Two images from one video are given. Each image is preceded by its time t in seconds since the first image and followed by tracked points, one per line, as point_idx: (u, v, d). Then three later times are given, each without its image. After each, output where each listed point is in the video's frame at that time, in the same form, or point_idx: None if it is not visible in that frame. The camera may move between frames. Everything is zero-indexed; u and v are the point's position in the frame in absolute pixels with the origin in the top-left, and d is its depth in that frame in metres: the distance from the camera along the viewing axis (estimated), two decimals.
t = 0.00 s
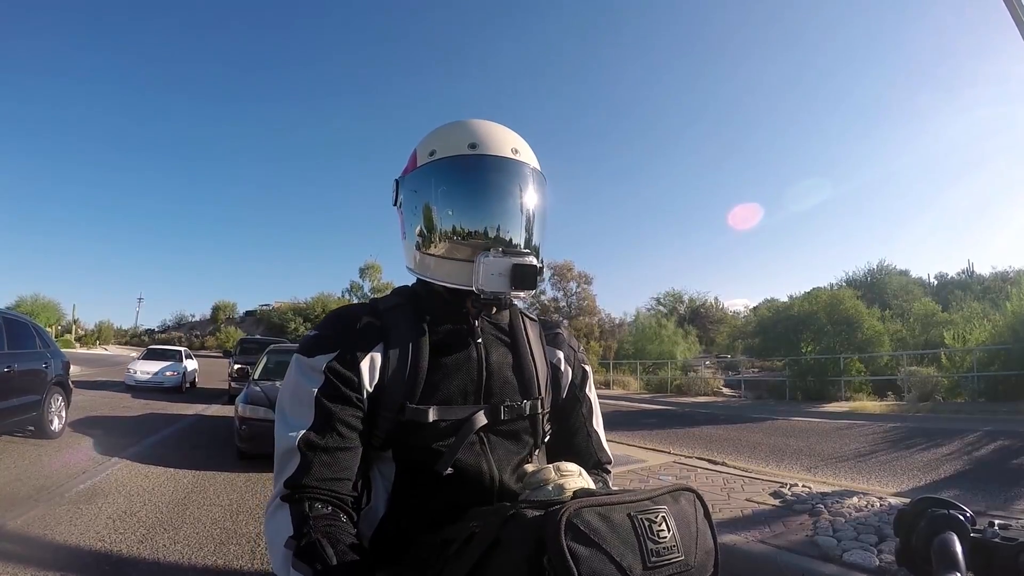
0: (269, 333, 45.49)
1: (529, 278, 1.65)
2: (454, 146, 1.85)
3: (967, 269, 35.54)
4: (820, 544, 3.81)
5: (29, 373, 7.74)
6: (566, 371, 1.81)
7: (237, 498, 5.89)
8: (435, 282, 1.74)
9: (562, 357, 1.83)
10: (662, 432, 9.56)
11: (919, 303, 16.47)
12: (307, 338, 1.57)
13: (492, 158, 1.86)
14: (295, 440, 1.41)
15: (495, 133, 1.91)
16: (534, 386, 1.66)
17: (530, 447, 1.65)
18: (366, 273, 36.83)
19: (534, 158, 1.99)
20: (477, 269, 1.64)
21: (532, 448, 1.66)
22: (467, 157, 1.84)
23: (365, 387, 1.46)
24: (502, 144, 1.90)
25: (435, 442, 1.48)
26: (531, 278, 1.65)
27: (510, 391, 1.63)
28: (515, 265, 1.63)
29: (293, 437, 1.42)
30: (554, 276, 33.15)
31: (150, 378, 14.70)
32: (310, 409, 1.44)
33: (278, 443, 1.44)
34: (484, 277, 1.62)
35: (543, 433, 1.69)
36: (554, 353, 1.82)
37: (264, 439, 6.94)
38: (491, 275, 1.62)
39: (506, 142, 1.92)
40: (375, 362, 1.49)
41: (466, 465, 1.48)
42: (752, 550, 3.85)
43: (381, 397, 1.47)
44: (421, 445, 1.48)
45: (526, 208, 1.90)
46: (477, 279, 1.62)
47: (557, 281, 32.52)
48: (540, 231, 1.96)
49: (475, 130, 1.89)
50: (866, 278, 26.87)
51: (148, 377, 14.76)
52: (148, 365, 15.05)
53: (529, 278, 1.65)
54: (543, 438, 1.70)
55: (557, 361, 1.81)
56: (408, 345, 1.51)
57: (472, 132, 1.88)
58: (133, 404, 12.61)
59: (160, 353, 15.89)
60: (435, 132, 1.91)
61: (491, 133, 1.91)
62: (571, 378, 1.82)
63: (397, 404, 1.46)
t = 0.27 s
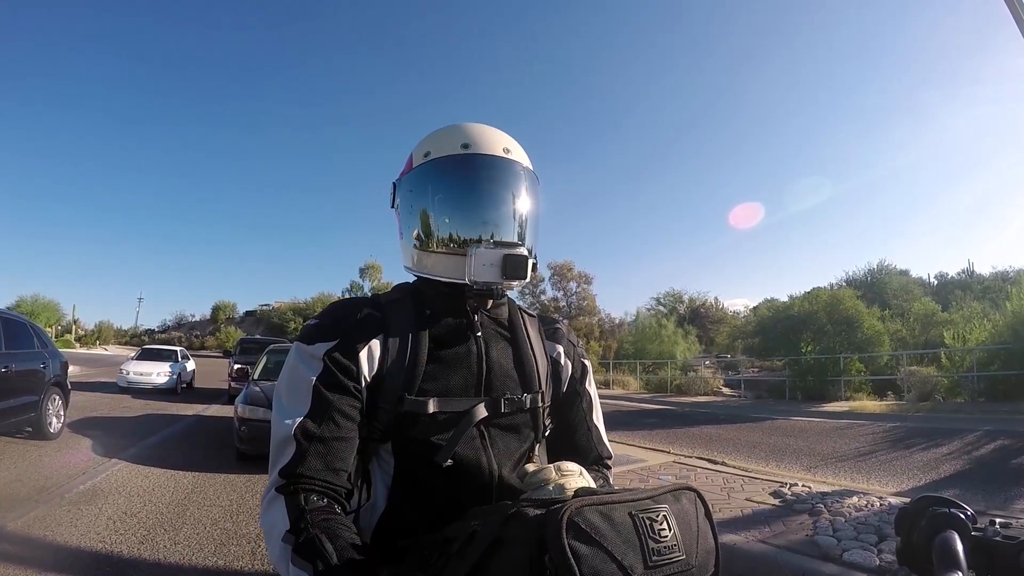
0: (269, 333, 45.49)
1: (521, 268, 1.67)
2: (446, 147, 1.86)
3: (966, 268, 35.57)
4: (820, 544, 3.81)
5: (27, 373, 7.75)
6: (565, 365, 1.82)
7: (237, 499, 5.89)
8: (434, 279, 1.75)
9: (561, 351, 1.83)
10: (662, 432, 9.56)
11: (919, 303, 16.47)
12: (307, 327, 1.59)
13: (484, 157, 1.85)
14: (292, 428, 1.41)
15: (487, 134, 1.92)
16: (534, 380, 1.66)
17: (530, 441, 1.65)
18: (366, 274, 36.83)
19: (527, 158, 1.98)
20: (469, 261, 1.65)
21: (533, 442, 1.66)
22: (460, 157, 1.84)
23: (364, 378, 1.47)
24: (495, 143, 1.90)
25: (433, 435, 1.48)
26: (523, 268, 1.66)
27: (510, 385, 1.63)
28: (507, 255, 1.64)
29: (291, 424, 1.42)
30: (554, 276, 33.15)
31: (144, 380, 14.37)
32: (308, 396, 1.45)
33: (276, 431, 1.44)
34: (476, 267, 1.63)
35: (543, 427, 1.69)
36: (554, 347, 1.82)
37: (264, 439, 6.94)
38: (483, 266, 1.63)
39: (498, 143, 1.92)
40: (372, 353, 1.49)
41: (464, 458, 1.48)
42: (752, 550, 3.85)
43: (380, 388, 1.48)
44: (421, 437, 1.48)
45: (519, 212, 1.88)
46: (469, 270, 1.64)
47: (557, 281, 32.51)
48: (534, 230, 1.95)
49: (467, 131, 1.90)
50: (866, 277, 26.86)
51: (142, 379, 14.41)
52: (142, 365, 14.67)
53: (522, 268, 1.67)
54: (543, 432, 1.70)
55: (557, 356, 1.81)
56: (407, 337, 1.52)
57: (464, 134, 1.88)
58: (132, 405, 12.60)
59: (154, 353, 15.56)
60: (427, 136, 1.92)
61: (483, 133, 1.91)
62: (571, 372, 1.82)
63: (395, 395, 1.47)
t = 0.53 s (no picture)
0: (269, 333, 45.49)
1: (507, 288, 1.63)
2: (444, 151, 1.85)
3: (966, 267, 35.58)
4: (819, 543, 3.81)
5: (25, 374, 7.74)
6: (566, 371, 1.81)
7: (237, 499, 5.88)
8: (426, 289, 1.74)
9: (562, 357, 1.83)
10: (662, 431, 9.56)
11: (920, 301, 16.46)
12: (315, 319, 1.59)
13: (483, 162, 1.84)
14: (307, 415, 1.40)
15: (488, 135, 1.90)
16: (534, 386, 1.65)
17: (529, 445, 1.65)
18: (366, 274, 36.83)
19: (528, 162, 1.95)
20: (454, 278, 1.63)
21: (529, 448, 1.65)
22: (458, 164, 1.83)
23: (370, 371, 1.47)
24: (495, 147, 1.87)
25: (433, 435, 1.48)
26: (508, 287, 1.62)
27: (511, 390, 1.63)
28: (493, 275, 1.61)
29: (306, 411, 1.41)
30: (554, 275, 33.14)
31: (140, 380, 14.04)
32: (321, 385, 1.44)
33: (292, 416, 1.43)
34: (460, 285, 1.61)
35: (541, 433, 1.68)
36: (554, 353, 1.82)
37: (263, 439, 6.94)
38: (468, 285, 1.60)
39: (499, 147, 1.90)
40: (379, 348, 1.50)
41: (462, 460, 1.48)
42: (752, 549, 3.84)
43: (383, 383, 1.48)
44: (421, 437, 1.48)
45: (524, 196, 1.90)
46: (453, 286, 1.62)
47: (557, 280, 32.49)
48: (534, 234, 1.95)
49: (467, 133, 1.88)
50: (866, 276, 26.85)
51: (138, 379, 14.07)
52: (137, 366, 14.31)
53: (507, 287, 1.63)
54: (542, 438, 1.69)
55: (557, 361, 1.81)
56: (413, 335, 1.53)
57: (463, 137, 1.87)
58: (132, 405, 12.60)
59: (151, 356, 15.29)
60: (428, 138, 1.92)
61: (484, 135, 1.89)
62: (572, 379, 1.81)
63: (397, 392, 1.48)
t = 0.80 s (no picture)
0: (269, 333, 45.48)
1: (503, 292, 1.61)
2: (445, 150, 1.84)
3: (966, 263, 35.59)
4: (820, 541, 3.80)
5: (22, 377, 7.73)
6: (569, 374, 1.80)
7: (238, 500, 5.87)
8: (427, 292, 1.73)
9: (565, 360, 1.81)
10: (662, 429, 9.55)
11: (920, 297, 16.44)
12: (319, 312, 1.58)
13: (484, 160, 1.83)
14: (320, 407, 1.39)
15: (490, 133, 1.89)
16: (535, 389, 1.64)
17: (529, 449, 1.63)
18: (366, 273, 36.83)
19: (530, 161, 1.94)
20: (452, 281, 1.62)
21: (530, 451, 1.63)
22: (458, 163, 1.82)
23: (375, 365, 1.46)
24: (495, 145, 1.86)
25: (434, 434, 1.47)
26: (505, 292, 1.60)
27: (511, 392, 1.62)
28: (489, 279, 1.59)
29: (318, 402, 1.39)
30: (554, 274, 33.12)
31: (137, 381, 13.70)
32: (330, 377, 1.43)
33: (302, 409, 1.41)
34: (456, 289, 1.59)
35: (541, 436, 1.66)
36: (557, 355, 1.81)
37: (263, 440, 6.93)
38: (463, 289, 1.58)
39: (500, 146, 1.89)
40: (383, 342, 1.49)
41: (462, 460, 1.47)
42: (752, 547, 3.83)
43: (385, 379, 1.47)
44: (421, 436, 1.47)
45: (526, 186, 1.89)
46: (451, 289, 1.60)
47: (557, 278, 32.46)
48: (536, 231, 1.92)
49: (469, 131, 1.87)
50: (865, 273, 26.83)
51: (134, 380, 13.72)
52: (130, 368, 13.93)
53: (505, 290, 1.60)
54: (542, 441, 1.68)
55: (559, 364, 1.80)
56: (416, 332, 1.53)
57: (465, 135, 1.86)
58: (132, 407, 12.60)
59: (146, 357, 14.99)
60: (428, 136, 1.91)
61: (486, 132, 1.88)
62: (574, 383, 1.80)
63: (397, 389, 1.47)
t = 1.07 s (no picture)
0: (269, 334, 45.46)
1: (507, 290, 1.59)
2: (439, 152, 1.82)
3: (967, 259, 35.57)
4: (820, 539, 3.79)
5: (20, 379, 7.72)
6: (562, 367, 1.79)
7: (238, 501, 5.87)
8: (424, 292, 1.71)
9: (558, 354, 1.80)
10: (662, 428, 9.54)
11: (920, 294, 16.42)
12: (313, 322, 1.57)
13: (479, 161, 1.82)
14: (309, 420, 1.38)
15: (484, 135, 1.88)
16: (532, 383, 1.64)
17: (528, 442, 1.63)
18: (366, 274, 36.82)
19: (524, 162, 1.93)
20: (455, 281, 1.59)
21: (529, 444, 1.63)
22: (453, 166, 1.80)
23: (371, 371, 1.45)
24: (488, 147, 1.85)
25: (434, 432, 1.46)
26: (509, 290, 1.58)
27: (510, 387, 1.61)
28: (494, 278, 1.57)
29: (307, 415, 1.39)
30: (554, 273, 33.10)
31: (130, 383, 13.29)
32: (321, 388, 1.42)
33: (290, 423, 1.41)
34: (461, 289, 1.56)
35: (540, 429, 1.66)
36: (550, 350, 1.80)
37: (263, 441, 6.92)
38: (469, 288, 1.56)
39: (494, 147, 1.87)
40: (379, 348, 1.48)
41: (464, 456, 1.46)
42: (752, 545, 3.82)
43: (381, 384, 1.47)
44: (421, 435, 1.47)
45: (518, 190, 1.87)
46: (455, 291, 1.57)
47: (557, 277, 32.43)
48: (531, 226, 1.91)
49: (463, 135, 1.86)
50: (866, 270, 26.80)
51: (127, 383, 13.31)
52: (124, 370, 13.56)
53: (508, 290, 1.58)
54: (541, 434, 1.67)
55: (553, 358, 1.79)
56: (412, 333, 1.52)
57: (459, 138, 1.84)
58: (132, 408, 12.58)
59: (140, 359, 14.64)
60: (420, 139, 1.89)
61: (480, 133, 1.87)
62: (568, 375, 1.80)
63: (397, 392, 1.46)
